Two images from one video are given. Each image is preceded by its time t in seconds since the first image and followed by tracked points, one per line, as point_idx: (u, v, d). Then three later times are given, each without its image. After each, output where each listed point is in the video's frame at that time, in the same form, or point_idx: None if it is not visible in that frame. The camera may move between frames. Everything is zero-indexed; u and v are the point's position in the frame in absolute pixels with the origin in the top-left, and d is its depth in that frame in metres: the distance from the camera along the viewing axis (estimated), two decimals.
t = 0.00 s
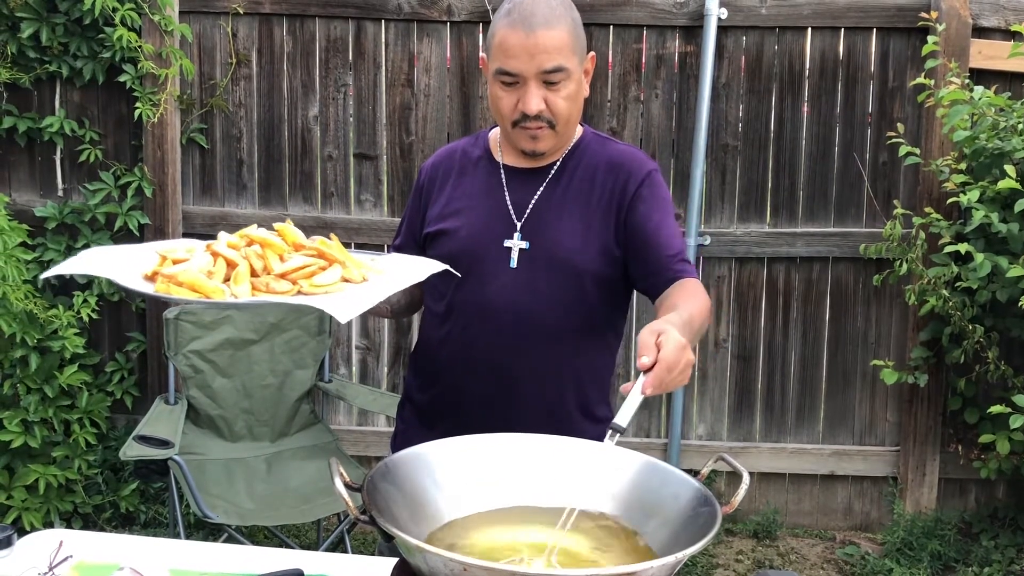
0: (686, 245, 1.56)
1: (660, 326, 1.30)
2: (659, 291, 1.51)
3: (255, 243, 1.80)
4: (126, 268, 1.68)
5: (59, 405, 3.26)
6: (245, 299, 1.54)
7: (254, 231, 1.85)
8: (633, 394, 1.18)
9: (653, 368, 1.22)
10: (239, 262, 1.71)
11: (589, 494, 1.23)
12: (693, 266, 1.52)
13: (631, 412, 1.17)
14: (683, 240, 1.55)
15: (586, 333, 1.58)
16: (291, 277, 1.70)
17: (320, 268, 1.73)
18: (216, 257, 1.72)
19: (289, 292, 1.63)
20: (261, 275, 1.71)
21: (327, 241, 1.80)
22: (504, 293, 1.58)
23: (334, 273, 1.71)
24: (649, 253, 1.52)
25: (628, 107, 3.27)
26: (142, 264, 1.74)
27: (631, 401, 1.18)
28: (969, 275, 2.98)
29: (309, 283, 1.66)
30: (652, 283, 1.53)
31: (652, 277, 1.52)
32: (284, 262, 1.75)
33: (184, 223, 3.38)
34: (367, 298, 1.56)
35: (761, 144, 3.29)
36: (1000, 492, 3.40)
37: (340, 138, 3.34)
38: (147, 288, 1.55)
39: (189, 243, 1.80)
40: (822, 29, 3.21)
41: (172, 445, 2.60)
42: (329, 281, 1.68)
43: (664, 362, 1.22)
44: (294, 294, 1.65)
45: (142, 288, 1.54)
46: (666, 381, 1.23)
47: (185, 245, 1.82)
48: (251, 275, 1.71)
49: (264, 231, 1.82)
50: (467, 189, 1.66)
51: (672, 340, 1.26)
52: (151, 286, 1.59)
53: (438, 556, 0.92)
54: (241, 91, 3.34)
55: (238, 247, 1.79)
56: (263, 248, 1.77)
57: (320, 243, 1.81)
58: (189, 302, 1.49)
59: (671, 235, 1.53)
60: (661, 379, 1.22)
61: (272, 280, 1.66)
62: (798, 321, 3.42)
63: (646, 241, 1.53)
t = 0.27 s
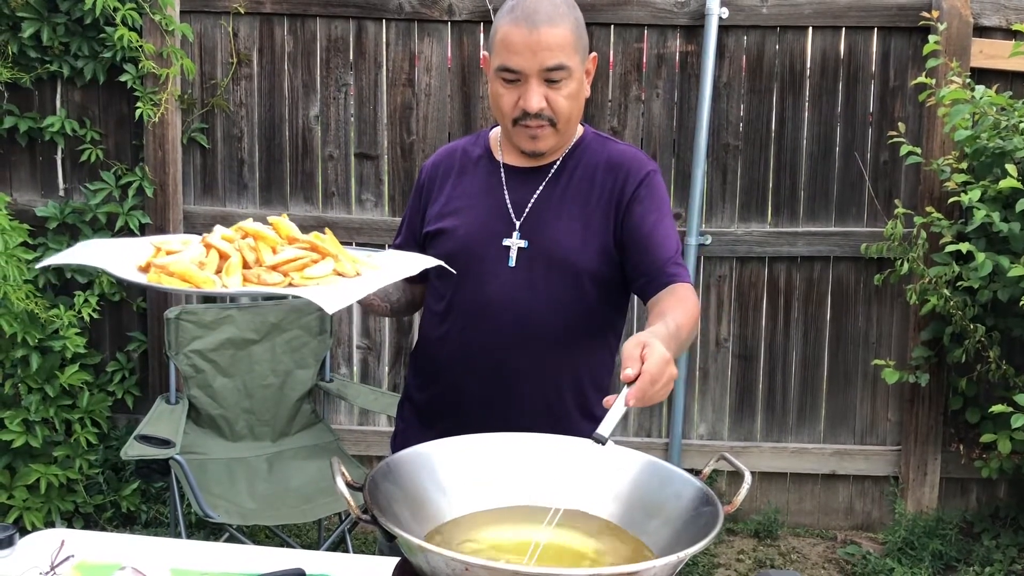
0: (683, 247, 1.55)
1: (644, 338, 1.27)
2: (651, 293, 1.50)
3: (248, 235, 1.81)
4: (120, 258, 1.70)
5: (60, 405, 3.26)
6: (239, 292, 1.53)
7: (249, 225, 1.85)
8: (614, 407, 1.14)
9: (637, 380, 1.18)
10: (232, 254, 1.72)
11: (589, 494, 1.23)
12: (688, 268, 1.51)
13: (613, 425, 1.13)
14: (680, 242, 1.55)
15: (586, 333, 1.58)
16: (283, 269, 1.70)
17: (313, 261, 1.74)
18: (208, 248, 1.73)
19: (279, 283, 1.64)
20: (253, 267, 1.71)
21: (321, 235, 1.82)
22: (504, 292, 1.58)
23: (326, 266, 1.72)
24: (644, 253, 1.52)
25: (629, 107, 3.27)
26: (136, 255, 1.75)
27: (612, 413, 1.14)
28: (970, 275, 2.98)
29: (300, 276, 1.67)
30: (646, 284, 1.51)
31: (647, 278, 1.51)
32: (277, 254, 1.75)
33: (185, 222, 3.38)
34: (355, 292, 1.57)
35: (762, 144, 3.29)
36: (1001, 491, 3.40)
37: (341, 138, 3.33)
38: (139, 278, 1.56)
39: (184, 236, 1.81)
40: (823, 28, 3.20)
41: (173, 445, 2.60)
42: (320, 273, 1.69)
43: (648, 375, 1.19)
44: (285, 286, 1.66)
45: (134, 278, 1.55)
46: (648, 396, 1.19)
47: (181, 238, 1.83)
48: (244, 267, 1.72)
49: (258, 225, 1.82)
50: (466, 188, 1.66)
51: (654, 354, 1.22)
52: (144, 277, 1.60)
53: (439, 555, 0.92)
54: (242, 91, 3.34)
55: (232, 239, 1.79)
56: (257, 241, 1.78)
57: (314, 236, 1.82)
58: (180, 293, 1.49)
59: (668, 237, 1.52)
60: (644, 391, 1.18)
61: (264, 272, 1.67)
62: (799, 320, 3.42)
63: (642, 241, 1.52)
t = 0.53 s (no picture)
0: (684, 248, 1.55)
1: (647, 350, 1.27)
2: (651, 294, 1.51)
3: (247, 236, 1.81)
4: (120, 262, 1.70)
5: (61, 405, 3.26)
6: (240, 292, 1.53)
7: (247, 226, 1.86)
8: (614, 411, 1.12)
9: (638, 391, 1.18)
10: (231, 255, 1.72)
11: (591, 493, 1.23)
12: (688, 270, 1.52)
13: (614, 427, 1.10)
14: (681, 242, 1.55)
15: (588, 333, 1.58)
16: (282, 270, 1.71)
17: (312, 262, 1.74)
18: (207, 249, 1.73)
19: (279, 284, 1.64)
20: (252, 269, 1.72)
21: (320, 236, 1.82)
22: (505, 291, 1.58)
23: (325, 267, 1.72)
24: (645, 254, 1.52)
25: (629, 106, 3.27)
26: (136, 257, 1.76)
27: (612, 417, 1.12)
28: (971, 274, 2.98)
29: (299, 277, 1.67)
30: (647, 284, 1.51)
31: (648, 278, 1.51)
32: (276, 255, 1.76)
33: (187, 223, 3.38)
34: (354, 292, 1.57)
35: (763, 143, 3.29)
36: (1002, 490, 3.40)
37: (342, 138, 3.34)
38: (138, 280, 1.56)
39: (183, 238, 1.82)
40: (824, 27, 3.20)
41: (174, 445, 2.60)
42: (319, 274, 1.69)
43: (650, 387, 1.18)
44: (284, 286, 1.66)
45: (133, 280, 1.55)
46: (646, 406, 1.18)
47: (181, 240, 1.83)
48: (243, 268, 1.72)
49: (257, 226, 1.83)
50: (467, 188, 1.66)
51: (657, 367, 1.22)
52: (143, 279, 1.60)
53: (442, 555, 0.92)
54: (243, 91, 3.34)
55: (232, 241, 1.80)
56: (256, 242, 1.78)
57: (313, 237, 1.82)
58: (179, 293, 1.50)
59: (668, 237, 1.53)
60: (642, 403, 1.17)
61: (263, 273, 1.68)
62: (800, 320, 3.42)
63: (643, 242, 1.53)
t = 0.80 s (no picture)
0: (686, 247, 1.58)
1: (661, 354, 1.27)
2: (655, 295, 1.53)
3: (252, 236, 1.82)
4: (125, 261, 1.70)
5: (62, 405, 3.26)
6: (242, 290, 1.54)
7: (251, 225, 1.86)
8: (622, 409, 1.13)
9: (649, 393, 1.19)
10: (236, 254, 1.73)
11: (593, 491, 1.23)
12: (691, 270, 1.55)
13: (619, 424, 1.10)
14: (683, 242, 1.57)
15: (590, 331, 1.58)
16: (287, 269, 1.71)
17: (317, 261, 1.75)
18: (212, 248, 1.74)
19: (284, 283, 1.65)
20: (257, 268, 1.72)
21: (324, 235, 1.82)
22: (507, 290, 1.59)
23: (330, 266, 1.73)
24: (649, 255, 1.54)
25: (629, 105, 3.27)
26: (140, 256, 1.76)
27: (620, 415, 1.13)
28: (971, 272, 2.98)
29: (305, 276, 1.68)
30: (651, 286, 1.54)
31: (652, 280, 1.53)
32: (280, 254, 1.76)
33: (187, 222, 3.38)
34: (359, 291, 1.58)
35: (763, 141, 3.29)
36: (1003, 488, 3.40)
37: (342, 137, 3.34)
38: (144, 279, 1.57)
39: (187, 238, 1.82)
40: (824, 26, 3.21)
41: (176, 445, 2.60)
42: (324, 273, 1.70)
43: (660, 391, 1.19)
44: (290, 285, 1.67)
45: (138, 279, 1.56)
46: (653, 408, 1.18)
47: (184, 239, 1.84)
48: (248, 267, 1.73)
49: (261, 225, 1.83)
50: (469, 187, 1.67)
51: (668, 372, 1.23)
52: (148, 278, 1.61)
53: (444, 553, 0.93)
54: (244, 90, 3.34)
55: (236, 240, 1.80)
56: (261, 241, 1.79)
57: (318, 236, 1.82)
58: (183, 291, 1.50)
59: (671, 237, 1.55)
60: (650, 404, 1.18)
61: (268, 272, 1.68)
62: (801, 318, 3.43)
63: (646, 242, 1.54)
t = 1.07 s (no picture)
0: (692, 244, 1.61)
1: (695, 326, 1.38)
2: (668, 295, 1.57)
3: (252, 225, 1.81)
4: (125, 250, 1.70)
5: (61, 404, 3.26)
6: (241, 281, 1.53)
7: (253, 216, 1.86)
8: (664, 373, 1.23)
9: (688, 358, 1.29)
10: (237, 244, 1.73)
11: (594, 489, 1.23)
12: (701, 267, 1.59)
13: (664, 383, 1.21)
14: (689, 240, 1.61)
15: (590, 329, 1.59)
16: (288, 259, 1.71)
17: (317, 251, 1.75)
18: (213, 238, 1.74)
19: (285, 272, 1.66)
20: (258, 257, 1.72)
21: (325, 227, 1.83)
22: (506, 288, 1.59)
23: (330, 256, 1.73)
24: (658, 255, 1.57)
25: (628, 103, 3.27)
26: (141, 247, 1.76)
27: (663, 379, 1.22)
28: (970, 269, 2.98)
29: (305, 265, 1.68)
30: (660, 286, 1.58)
31: (661, 280, 1.57)
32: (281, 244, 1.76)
33: (186, 221, 3.38)
34: (359, 281, 1.59)
35: (762, 139, 3.29)
36: (1002, 485, 3.40)
37: (341, 135, 3.34)
38: (144, 266, 1.57)
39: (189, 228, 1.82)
40: (822, 23, 3.20)
41: (175, 444, 2.60)
42: (325, 264, 1.71)
43: (698, 356, 1.29)
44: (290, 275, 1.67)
45: (139, 266, 1.56)
46: (692, 373, 1.28)
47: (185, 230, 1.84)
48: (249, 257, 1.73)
49: (262, 215, 1.83)
50: (469, 184, 1.67)
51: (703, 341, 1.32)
52: (148, 265, 1.61)
53: (444, 550, 0.92)
54: (242, 89, 3.33)
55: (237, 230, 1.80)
56: (262, 231, 1.79)
57: (319, 228, 1.83)
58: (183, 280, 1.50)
59: (677, 236, 1.58)
60: (690, 367, 1.28)
61: (268, 261, 1.68)
62: (800, 315, 3.43)
63: (655, 243, 1.57)
